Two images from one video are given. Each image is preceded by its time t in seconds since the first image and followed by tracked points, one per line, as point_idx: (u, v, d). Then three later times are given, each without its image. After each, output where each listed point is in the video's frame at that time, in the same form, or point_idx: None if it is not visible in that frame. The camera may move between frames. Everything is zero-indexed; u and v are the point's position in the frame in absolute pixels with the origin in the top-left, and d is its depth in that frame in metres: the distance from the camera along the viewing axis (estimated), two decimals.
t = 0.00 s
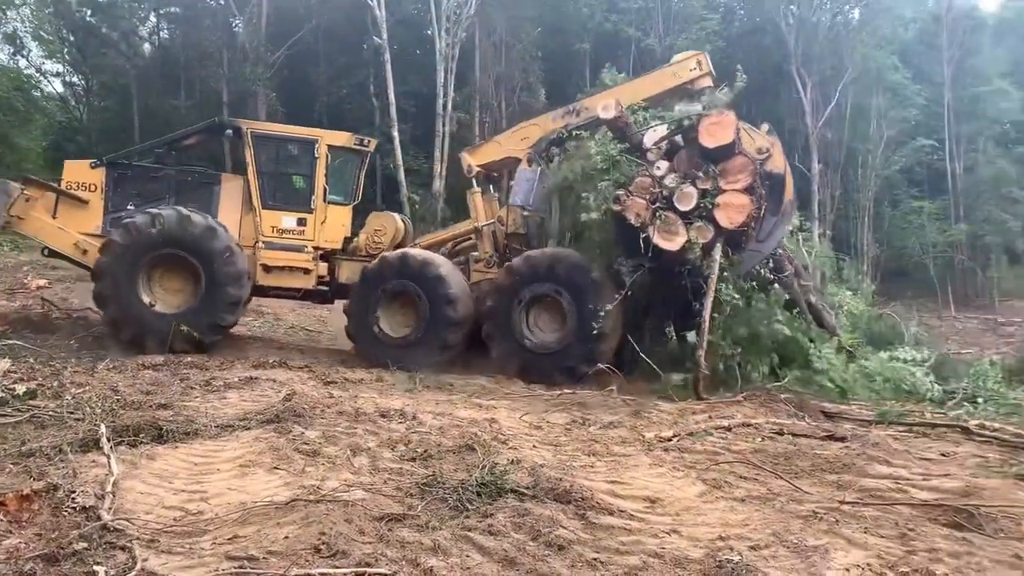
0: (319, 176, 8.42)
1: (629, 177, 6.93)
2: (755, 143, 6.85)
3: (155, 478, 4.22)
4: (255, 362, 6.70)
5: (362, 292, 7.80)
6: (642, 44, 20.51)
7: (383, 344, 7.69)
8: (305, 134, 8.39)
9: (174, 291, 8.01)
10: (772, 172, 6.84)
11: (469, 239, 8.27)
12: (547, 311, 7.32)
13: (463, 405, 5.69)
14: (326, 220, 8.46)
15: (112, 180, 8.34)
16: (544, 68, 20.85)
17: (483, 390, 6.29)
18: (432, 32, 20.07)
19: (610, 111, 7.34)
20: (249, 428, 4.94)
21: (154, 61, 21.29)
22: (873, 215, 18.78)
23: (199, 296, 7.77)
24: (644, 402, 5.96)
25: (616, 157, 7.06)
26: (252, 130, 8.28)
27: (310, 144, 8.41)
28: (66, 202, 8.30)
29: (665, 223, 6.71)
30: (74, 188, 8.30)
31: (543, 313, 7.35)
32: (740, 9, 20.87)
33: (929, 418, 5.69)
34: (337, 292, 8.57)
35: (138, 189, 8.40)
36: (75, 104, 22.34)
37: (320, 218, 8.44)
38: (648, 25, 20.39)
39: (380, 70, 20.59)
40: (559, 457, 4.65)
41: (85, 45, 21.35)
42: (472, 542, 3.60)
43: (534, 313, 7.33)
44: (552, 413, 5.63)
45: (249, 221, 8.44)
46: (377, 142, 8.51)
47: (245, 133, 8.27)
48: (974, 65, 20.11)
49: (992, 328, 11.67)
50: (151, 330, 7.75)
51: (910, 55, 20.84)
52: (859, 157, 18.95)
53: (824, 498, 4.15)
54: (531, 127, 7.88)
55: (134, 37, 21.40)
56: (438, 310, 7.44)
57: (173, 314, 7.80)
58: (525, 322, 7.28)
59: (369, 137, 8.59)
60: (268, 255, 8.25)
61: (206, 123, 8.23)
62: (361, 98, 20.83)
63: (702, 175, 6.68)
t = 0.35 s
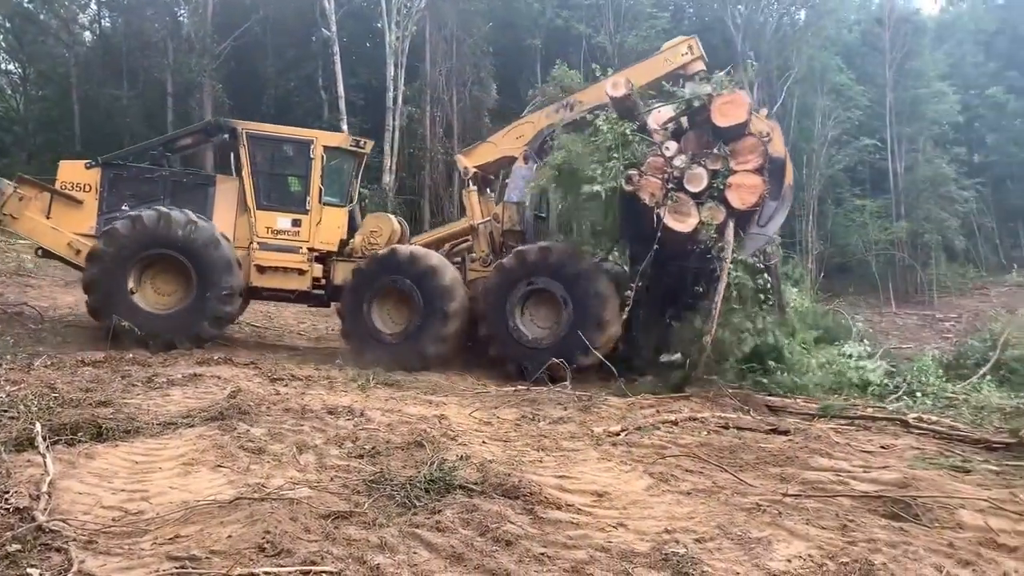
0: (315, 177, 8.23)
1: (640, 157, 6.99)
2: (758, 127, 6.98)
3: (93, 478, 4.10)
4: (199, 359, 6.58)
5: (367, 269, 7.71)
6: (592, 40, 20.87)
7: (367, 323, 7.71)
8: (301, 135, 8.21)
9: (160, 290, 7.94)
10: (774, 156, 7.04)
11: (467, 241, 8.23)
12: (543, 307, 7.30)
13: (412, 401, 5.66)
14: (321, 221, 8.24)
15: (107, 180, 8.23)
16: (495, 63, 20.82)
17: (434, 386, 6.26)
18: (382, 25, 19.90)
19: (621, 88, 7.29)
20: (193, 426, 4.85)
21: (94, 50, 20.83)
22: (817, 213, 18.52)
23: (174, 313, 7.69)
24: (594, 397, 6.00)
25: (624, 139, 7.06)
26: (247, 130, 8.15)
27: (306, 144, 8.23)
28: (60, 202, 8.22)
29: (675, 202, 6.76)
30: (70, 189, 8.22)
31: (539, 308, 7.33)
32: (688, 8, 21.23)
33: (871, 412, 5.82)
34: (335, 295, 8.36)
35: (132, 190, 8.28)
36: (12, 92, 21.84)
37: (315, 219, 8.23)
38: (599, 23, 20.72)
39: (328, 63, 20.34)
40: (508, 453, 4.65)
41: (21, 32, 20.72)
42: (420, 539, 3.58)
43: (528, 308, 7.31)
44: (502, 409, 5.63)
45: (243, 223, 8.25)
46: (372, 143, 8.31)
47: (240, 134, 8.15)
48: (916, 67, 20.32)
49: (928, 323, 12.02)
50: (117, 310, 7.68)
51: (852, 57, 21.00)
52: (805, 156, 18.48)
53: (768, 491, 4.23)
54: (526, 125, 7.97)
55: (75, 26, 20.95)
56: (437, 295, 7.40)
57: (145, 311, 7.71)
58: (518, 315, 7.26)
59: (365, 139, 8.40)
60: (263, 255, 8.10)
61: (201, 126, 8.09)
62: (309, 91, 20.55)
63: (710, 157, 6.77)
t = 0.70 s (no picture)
0: (321, 178, 8.10)
1: (659, 149, 6.79)
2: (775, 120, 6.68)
3: (43, 479, 4.01)
4: (155, 357, 6.46)
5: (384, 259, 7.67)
6: (553, 38, 21.02)
7: (358, 309, 7.71)
8: (307, 136, 8.08)
9: (155, 284, 7.89)
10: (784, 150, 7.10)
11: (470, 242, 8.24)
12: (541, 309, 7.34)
13: (372, 399, 5.63)
14: (325, 223, 8.12)
15: (113, 179, 8.19)
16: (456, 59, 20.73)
17: (397, 384, 6.23)
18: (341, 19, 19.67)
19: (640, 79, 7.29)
20: (148, 425, 4.76)
21: (46, 43, 20.52)
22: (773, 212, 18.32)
23: (155, 317, 7.66)
24: (555, 394, 6.02)
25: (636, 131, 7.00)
26: (253, 131, 8.03)
27: (311, 145, 8.10)
28: (66, 199, 8.17)
29: (694, 196, 6.44)
30: (75, 187, 8.17)
31: (538, 307, 7.37)
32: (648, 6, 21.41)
33: (826, 407, 5.91)
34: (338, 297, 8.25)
35: (138, 190, 8.26)
36: None
37: (320, 220, 8.10)
38: (560, 21, 20.88)
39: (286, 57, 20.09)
40: (468, 451, 4.64)
41: None
42: (379, 538, 3.56)
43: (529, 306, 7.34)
44: (463, 406, 5.63)
45: (248, 223, 8.17)
46: (380, 145, 8.15)
47: (245, 134, 8.03)
48: (869, 67, 20.73)
49: (881, 320, 12.24)
50: (107, 283, 7.63)
51: (809, 58, 21.02)
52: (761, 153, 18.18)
53: (725, 486, 4.28)
54: (529, 126, 8.05)
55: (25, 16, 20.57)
56: (442, 286, 7.44)
57: (130, 298, 7.67)
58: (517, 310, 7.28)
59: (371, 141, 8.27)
60: (266, 256, 7.96)
61: (207, 125, 8.04)
62: (267, 85, 20.29)
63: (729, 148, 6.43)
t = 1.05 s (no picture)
0: (319, 179, 7.96)
1: (681, 152, 6.57)
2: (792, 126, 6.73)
3: None
4: (111, 358, 6.35)
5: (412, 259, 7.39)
6: (516, 36, 21.05)
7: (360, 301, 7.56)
8: (304, 136, 7.94)
9: (146, 279, 7.77)
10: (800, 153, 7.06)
11: (474, 244, 8.02)
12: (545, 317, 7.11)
13: (333, 400, 5.58)
14: (323, 225, 7.96)
15: (112, 182, 8.09)
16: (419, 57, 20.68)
17: (361, 385, 6.19)
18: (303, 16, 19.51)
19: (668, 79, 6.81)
20: (102, 428, 4.67)
21: None
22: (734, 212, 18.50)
23: (127, 315, 7.52)
24: (519, 393, 6.01)
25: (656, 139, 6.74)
26: (250, 131, 7.91)
27: (309, 146, 7.96)
28: (65, 203, 8.06)
29: (717, 202, 6.45)
30: (75, 190, 8.06)
31: (543, 311, 7.12)
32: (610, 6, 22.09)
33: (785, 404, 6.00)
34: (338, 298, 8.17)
35: (138, 193, 8.13)
36: None
37: (317, 222, 7.95)
38: (523, 19, 20.92)
39: (245, 53, 19.82)
40: (431, 451, 4.62)
41: None
42: (340, 540, 3.53)
43: (536, 310, 7.09)
44: (426, 407, 5.60)
45: (245, 224, 8.09)
46: (380, 145, 8.00)
47: (242, 135, 7.89)
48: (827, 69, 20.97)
49: (840, 317, 12.44)
50: (99, 266, 7.50)
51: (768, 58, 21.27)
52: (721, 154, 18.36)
53: (686, 483, 4.32)
54: (538, 127, 7.90)
55: None
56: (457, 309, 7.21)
57: (116, 290, 7.53)
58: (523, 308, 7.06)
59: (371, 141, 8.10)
60: (263, 258, 7.84)
61: (204, 126, 7.94)
62: (227, 82, 20.06)
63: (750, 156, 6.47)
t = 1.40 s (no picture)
0: (307, 176, 7.78)
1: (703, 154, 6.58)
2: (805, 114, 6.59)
3: None
4: (62, 357, 6.21)
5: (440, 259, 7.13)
6: (476, 33, 20.99)
7: (366, 278, 7.39)
8: (292, 132, 7.78)
9: (134, 275, 7.60)
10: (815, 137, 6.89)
11: (474, 242, 8.00)
12: (547, 311, 6.98)
13: (291, 399, 5.52)
14: (311, 222, 7.78)
15: (100, 181, 7.99)
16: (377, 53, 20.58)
17: (319, 382, 6.15)
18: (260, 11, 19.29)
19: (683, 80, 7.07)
20: (52, 428, 4.57)
21: None
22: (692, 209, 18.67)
23: (97, 305, 7.35)
24: (479, 390, 6.01)
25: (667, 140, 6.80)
26: (238, 128, 7.79)
27: (297, 142, 7.79)
28: (54, 202, 7.98)
29: (737, 201, 6.40)
30: (63, 190, 7.98)
31: (550, 303, 6.99)
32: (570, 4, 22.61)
33: (744, 399, 6.07)
34: (330, 299, 7.96)
35: (126, 191, 8.01)
36: None
37: (306, 219, 7.78)
38: (483, 15, 20.86)
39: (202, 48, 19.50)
40: (390, 448, 4.59)
41: None
42: (296, 538, 3.49)
43: (545, 299, 6.97)
44: (385, 404, 5.57)
45: (234, 223, 7.94)
46: (370, 141, 7.82)
47: (231, 132, 7.79)
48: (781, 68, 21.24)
49: (796, 312, 12.62)
50: (95, 248, 7.34)
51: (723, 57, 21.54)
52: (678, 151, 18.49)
53: (644, 476, 4.35)
54: (536, 124, 7.79)
55: None
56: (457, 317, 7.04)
57: (97, 276, 7.37)
58: (533, 291, 6.93)
59: (361, 136, 7.88)
60: (251, 256, 7.73)
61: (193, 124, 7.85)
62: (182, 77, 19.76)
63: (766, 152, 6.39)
